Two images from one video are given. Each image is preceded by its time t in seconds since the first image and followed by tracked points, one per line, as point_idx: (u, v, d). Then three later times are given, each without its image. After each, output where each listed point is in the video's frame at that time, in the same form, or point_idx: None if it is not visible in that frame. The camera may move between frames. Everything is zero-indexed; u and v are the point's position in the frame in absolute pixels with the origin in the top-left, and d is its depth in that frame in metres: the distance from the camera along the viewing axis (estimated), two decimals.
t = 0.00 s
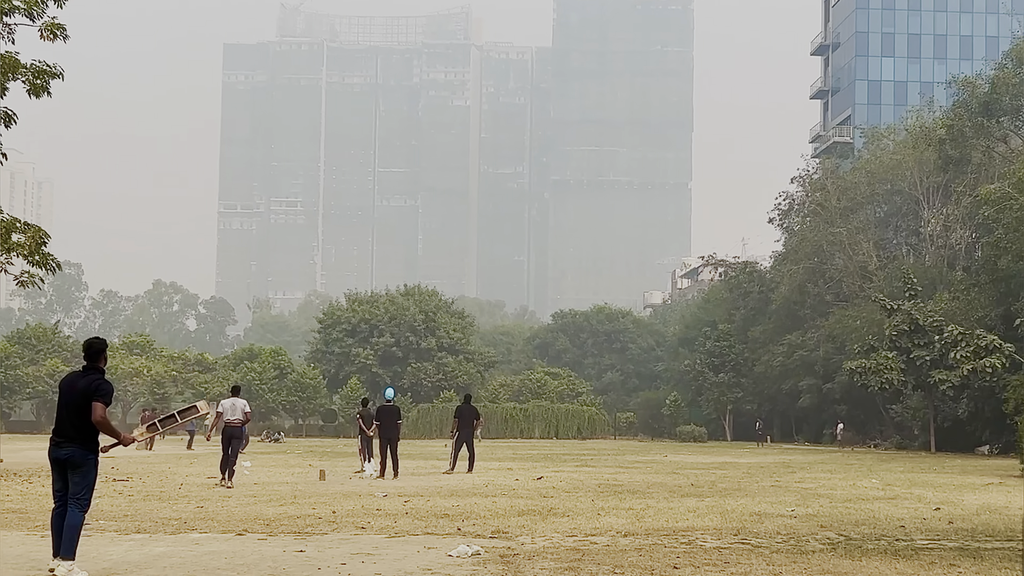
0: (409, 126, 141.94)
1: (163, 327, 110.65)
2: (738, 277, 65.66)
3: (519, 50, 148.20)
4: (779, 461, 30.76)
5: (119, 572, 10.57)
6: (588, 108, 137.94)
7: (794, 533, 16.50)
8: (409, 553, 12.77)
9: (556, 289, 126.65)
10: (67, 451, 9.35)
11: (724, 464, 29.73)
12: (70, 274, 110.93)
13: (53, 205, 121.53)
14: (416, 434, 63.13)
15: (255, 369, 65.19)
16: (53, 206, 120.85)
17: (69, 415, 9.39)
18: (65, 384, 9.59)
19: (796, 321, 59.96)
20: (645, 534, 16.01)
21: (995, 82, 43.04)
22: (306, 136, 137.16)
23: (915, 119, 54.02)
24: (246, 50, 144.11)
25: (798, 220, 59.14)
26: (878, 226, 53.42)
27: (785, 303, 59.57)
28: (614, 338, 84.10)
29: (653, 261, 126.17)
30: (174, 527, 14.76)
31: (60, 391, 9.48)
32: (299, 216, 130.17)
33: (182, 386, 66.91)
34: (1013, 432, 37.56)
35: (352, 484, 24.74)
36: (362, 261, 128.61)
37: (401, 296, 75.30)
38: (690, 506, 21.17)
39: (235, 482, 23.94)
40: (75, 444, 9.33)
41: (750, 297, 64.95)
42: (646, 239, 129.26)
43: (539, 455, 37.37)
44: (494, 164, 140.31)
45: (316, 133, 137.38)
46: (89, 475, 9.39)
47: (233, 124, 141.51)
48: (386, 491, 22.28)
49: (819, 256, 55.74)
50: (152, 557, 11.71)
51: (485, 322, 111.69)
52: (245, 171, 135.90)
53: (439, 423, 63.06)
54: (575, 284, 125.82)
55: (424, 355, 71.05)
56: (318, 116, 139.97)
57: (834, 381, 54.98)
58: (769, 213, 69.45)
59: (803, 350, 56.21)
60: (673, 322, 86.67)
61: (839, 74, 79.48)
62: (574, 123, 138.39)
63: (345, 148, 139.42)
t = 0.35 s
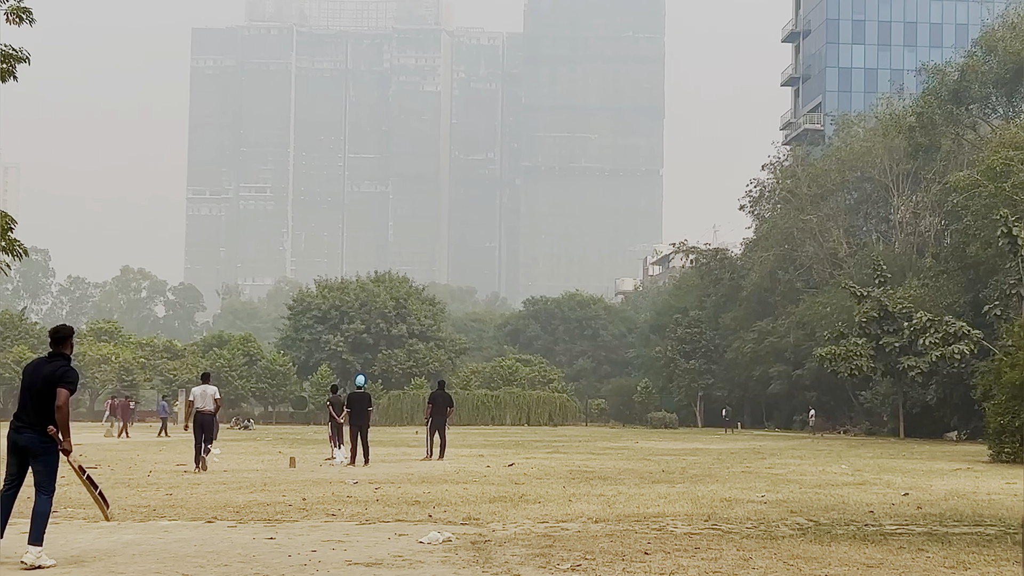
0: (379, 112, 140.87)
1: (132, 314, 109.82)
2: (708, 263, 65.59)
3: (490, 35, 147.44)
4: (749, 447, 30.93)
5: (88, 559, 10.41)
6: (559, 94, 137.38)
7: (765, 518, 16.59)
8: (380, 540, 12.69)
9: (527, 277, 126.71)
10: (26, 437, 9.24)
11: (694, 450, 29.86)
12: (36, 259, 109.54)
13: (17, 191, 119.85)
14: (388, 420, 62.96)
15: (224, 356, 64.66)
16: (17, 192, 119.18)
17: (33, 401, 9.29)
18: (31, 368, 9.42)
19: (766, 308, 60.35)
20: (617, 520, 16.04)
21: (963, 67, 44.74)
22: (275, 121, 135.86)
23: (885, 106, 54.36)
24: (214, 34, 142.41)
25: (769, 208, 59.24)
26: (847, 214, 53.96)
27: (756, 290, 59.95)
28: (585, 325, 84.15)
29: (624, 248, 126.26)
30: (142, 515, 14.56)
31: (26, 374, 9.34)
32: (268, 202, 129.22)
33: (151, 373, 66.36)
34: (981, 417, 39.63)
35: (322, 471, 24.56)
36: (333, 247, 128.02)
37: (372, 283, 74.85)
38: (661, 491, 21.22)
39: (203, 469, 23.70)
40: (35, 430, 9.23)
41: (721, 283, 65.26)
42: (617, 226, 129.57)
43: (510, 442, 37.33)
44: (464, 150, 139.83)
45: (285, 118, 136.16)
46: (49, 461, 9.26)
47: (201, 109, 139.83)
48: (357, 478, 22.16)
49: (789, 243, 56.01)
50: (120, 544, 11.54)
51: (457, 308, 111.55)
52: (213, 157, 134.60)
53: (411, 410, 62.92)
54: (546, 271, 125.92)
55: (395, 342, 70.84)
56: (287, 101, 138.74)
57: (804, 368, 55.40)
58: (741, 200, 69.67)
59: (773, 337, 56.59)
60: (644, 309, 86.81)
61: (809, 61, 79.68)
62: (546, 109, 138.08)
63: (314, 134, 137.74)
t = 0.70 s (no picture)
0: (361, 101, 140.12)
1: (114, 304, 109.59)
2: (692, 250, 65.75)
3: (472, 23, 146.76)
4: (733, 434, 31.02)
5: (71, 550, 10.34)
6: (541, 82, 136.75)
7: (748, 504, 16.65)
8: (365, 529, 12.65)
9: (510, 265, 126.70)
10: None
11: (678, 437, 29.92)
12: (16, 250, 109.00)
13: None
14: (371, 409, 62.92)
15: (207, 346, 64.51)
16: None
17: None
18: None
19: (749, 295, 60.54)
20: (601, 507, 16.06)
21: (944, 54, 45.68)
22: (256, 109, 134.84)
23: (867, 94, 54.60)
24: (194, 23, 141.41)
25: (751, 194, 59.26)
26: (831, 201, 54.43)
27: (738, 277, 60.16)
28: (569, 313, 84.19)
29: (607, 236, 127.15)
30: (127, 506, 14.50)
31: None
32: (250, 191, 128.80)
33: (133, 363, 66.17)
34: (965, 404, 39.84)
35: (306, 461, 24.49)
36: (315, 237, 127.62)
37: (355, 271, 74.60)
38: (645, 479, 21.26)
39: (187, 460, 23.61)
40: None
41: (704, 271, 65.44)
42: (600, 214, 129.63)
43: (496, 430, 37.31)
44: (446, 138, 139.37)
45: (267, 107, 135.33)
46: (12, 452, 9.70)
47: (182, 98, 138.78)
48: (341, 467, 22.08)
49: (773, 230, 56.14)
50: (104, 535, 11.47)
51: (440, 298, 111.52)
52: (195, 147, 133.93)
53: (395, 399, 62.93)
54: (529, 260, 125.89)
55: (378, 331, 70.70)
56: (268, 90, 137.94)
57: (787, 355, 55.61)
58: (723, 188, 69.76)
59: (756, 323, 56.81)
60: (628, 297, 86.86)
61: (792, 48, 79.63)
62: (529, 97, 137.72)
63: (295, 122, 136.48)
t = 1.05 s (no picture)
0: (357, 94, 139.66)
1: (111, 298, 109.55)
2: (688, 244, 65.82)
3: (469, 16, 146.44)
4: (731, 426, 31.02)
5: (69, 545, 10.34)
6: (537, 75, 136.58)
7: (745, 497, 16.64)
8: (363, 523, 12.64)
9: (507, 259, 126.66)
10: None
11: (675, 430, 29.93)
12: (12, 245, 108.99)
13: None
14: (368, 403, 62.93)
15: (204, 339, 64.50)
16: None
17: None
18: None
19: (746, 287, 60.52)
20: (599, 500, 16.06)
21: (940, 46, 45.65)
22: (252, 103, 134.52)
23: (864, 86, 54.66)
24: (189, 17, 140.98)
25: (749, 187, 59.11)
26: (827, 192, 54.47)
27: (736, 270, 60.07)
28: (567, 306, 84.29)
29: (604, 228, 127.60)
30: (125, 500, 14.50)
31: None
32: (247, 185, 128.56)
33: (131, 358, 66.11)
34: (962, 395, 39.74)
35: (304, 454, 24.48)
36: (312, 231, 127.45)
37: (352, 265, 74.56)
38: (642, 472, 21.25)
39: (183, 453, 23.57)
40: None
41: (701, 263, 65.48)
42: (597, 206, 129.56)
43: (494, 423, 37.31)
44: (442, 131, 139.24)
45: (263, 100, 134.90)
46: None
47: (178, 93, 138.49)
48: (338, 461, 22.07)
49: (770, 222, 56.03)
50: (102, 529, 11.44)
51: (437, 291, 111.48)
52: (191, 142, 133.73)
53: (392, 392, 62.89)
54: (526, 253, 125.82)
55: (375, 325, 70.59)
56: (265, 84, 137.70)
57: (785, 347, 55.59)
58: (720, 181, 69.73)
59: (754, 316, 56.84)
60: (625, 289, 86.92)
61: (788, 40, 79.59)
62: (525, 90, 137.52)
63: (292, 117, 136.13)
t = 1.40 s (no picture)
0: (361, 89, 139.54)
1: (114, 294, 109.79)
2: (691, 239, 65.70)
3: (472, 11, 146.11)
4: (735, 422, 31.01)
5: (73, 540, 10.36)
6: (540, 70, 136.40)
7: (749, 493, 16.66)
8: (366, 518, 12.65)
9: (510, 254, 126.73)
10: None
11: (679, 426, 29.92)
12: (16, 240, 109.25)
13: None
14: (372, 398, 63.06)
15: (208, 335, 64.57)
16: None
17: None
18: None
19: (749, 282, 60.48)
20: (602, 495, 16.08)
21: (944, 41, 45.72)
22: (256, 98, 134.50)
23: (867, 81, 54.61)
24: (192, 11, 140.86)
25: (753, 183, 59.00)
26: (831, 187, 54.38)
27: (740, 265, 60.00)
28: (570, 302, 84.24)
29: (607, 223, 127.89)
30: (128, 495, 14.52)
31: None
32: (250, 180, 128.72)
33: (135, 353, 66.18)
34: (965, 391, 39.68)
35: (307, 449, 24.49)
36: (316, 226, 127.60)
37: (355, 260, 74.58)
38: (646, 467, 21.25)
39: (185, 448, 23.59)
40: None
41: (705, 259, 65.41)
42: (601, 202, 129.58)
43: (496, 418, 37.30)
44: (446, 127, 139.12)
45: (267, 95, 134.80)
46: None
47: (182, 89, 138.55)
48: (342, 456, 22.09)
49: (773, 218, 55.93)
50: (106, 525, 11.47)
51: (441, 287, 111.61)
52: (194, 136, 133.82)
53: (395, 387, 62.97)
54: (529, 249, 125.89)
55: (379, 320, 70.57)
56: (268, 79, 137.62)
57: (789, 342, 55.54)
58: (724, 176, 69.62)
59: (758, 312, 56.86)
60: (628, 285, 86.87)
61: (792, 35, 79.46)
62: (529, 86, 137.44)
63: (296, 112, 136.17)
